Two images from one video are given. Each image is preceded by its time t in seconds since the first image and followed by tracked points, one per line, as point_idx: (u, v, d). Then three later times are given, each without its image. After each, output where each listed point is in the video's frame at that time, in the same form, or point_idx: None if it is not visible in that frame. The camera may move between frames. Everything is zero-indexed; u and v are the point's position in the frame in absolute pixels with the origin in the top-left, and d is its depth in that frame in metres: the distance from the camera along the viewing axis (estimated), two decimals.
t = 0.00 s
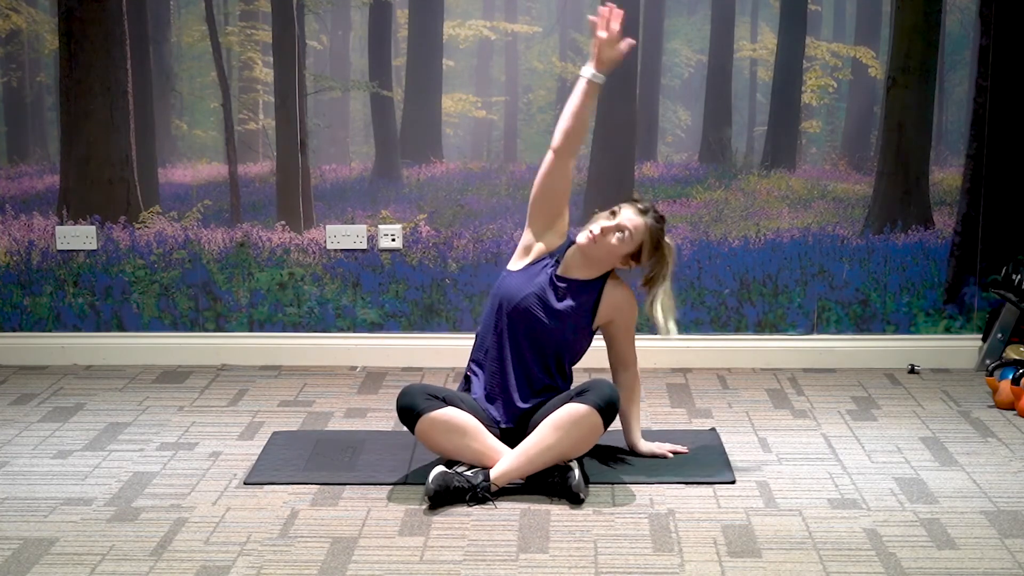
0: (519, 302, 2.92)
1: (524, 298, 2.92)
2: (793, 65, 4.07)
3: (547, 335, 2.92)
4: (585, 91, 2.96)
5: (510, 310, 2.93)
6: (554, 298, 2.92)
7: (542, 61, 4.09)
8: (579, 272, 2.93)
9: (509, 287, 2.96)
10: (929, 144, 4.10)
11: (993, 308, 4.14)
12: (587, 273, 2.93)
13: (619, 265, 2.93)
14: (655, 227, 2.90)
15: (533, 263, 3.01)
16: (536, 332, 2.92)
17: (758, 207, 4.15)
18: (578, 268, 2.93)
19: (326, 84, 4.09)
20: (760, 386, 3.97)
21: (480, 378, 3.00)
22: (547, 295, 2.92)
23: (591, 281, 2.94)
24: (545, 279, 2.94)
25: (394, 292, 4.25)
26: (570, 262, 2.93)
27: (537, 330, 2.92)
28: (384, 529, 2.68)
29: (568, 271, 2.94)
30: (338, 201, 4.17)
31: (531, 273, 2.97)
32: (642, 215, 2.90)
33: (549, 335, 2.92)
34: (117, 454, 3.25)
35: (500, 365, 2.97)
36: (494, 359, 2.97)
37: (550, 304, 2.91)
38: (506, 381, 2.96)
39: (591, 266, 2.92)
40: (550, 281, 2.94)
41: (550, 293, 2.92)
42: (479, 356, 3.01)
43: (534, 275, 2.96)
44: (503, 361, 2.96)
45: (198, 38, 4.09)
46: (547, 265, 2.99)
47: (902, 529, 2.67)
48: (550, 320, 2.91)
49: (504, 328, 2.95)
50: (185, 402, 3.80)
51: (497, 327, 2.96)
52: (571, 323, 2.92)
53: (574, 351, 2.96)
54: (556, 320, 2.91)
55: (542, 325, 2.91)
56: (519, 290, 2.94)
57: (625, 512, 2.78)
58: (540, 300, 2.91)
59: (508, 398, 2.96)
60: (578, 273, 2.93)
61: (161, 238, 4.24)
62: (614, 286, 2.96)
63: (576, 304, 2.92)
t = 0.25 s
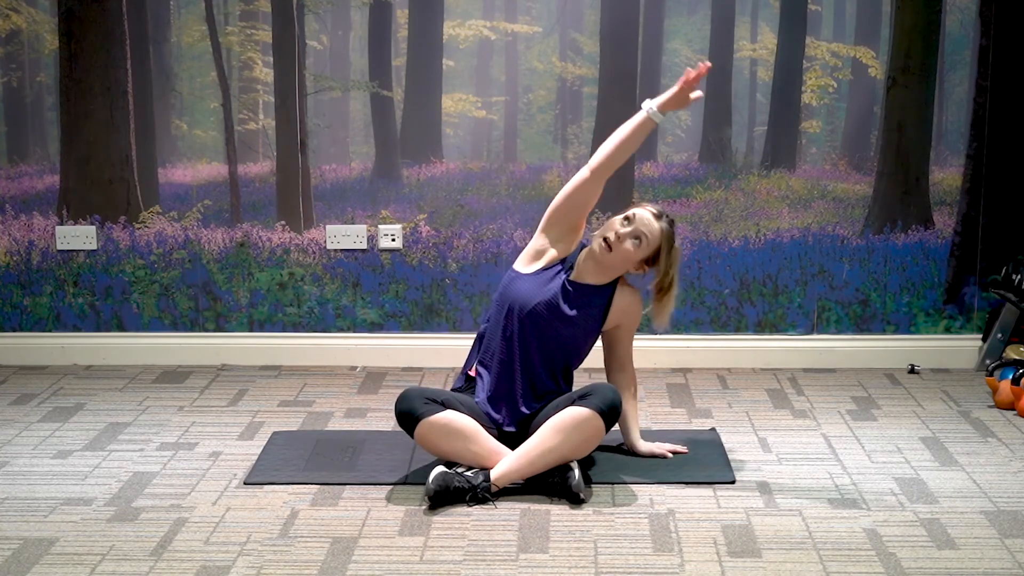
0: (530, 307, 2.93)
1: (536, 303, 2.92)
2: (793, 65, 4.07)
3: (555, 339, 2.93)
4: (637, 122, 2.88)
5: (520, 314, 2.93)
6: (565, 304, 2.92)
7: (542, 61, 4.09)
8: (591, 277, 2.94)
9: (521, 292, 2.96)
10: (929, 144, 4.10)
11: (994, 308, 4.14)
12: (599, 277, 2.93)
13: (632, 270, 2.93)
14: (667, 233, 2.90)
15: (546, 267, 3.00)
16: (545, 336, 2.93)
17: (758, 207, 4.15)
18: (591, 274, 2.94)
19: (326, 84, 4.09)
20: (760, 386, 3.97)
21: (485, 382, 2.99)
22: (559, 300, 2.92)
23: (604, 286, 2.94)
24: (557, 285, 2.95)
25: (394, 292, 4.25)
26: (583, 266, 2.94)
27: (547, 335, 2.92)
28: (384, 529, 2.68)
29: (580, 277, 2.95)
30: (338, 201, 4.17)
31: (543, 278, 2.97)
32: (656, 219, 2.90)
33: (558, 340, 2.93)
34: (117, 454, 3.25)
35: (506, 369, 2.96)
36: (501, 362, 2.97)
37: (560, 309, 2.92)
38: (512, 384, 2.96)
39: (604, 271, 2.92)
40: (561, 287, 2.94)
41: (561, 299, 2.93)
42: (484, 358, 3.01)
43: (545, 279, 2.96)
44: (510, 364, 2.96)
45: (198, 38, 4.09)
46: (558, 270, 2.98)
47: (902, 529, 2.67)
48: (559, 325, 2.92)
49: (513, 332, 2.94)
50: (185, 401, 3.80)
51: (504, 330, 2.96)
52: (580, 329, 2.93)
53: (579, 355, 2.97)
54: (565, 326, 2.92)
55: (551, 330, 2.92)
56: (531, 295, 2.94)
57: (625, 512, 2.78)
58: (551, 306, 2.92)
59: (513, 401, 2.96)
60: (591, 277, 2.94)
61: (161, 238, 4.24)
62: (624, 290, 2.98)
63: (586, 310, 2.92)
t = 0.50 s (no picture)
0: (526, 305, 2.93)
1: (532, 302, 2.93)
2: (793, 65, 4.07)
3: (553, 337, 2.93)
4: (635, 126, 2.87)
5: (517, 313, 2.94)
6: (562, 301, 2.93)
7: (542, 61, 4.09)
8: (586, 274, 2.94)
9: (516, 292, 2.96)
10: (929, 145, 4.10)
11: (993, 308, 4.14)
12: (595, 274, 2.94)
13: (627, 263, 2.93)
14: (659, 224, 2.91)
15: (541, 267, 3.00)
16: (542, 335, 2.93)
17: (758, 207, 4.15)
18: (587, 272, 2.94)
19: (326, 84, 4.09)
20: (760, 387, 3.97)
21: (484, 383, 2.99)
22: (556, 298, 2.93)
23: (599, 282, 2.95)
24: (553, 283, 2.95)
25: (394, 292, 4.25)
26: (578, 263, 2.94)
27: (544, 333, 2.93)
28: (384, 529, 2.68)
29: (575, 273, 2.95)
30: (338, 201, 4.17)
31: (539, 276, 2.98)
32: (646, 211, 2.90)
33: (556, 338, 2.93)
34: (118, 454, 3.25)
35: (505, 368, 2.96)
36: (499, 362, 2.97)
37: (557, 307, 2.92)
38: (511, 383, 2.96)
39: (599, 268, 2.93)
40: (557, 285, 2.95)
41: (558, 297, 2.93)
42: (483, 358, 3.01)
43: (541, 278, 2.97)
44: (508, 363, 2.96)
45: (198, 38, 4.09)
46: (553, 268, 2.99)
47: (902, 529, 2.67)
48: (556, 322, 2.92)
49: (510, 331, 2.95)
50: (185, 402, 3.80)
51: (502, 330, 2.96)
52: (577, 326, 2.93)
53: (577, 353, 2.97)
54: (562, 323, 2.92)
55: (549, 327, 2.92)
56: (528, 294, 2.95)
57: (625, 512, 2.78)
58: (547, 304, 2.92)
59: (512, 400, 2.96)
60: (587, 275, 2.94)
61: (161, 238, 4.24)
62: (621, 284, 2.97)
63: (584, 308, 2.93)
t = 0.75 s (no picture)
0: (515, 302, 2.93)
1: (520, 298, 2.93)
2: (793, 65, 4.07)
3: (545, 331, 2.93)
4: (597, 109, 2.86)
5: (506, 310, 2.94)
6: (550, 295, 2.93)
7: (542, 61, 4.09)
8: (569, 265, 2.96)
9: (504, 289, 2.97)
10: (929, 145, 4.10)
11: (993, 308, 4.14)
12: (578, 265, 2.96)
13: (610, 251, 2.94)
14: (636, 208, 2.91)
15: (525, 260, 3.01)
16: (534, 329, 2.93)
17: (758, 207, 4.15)
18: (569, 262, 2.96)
19: (326, 84, 4.09)
20: (760, 386, 3.97)
21: (479, 383, 3.00)
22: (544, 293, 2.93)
23: (584, 272, 2.96)
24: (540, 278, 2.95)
25: (394, 292, 4.25)
26: (561, 255, 2.97)
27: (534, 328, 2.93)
28: (384, 529, 2.68)
29: (560, 265, 2.97)
30: (338, 201, 4.17)
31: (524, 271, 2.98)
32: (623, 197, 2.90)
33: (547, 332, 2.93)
34: (117, 454, 3.25)
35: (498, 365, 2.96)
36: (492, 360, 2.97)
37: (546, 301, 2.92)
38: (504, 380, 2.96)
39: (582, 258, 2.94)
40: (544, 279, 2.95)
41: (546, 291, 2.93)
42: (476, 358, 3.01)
43: (526, 273, 2.97)
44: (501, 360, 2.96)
45: (198, 38, 4.09)
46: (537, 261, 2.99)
47: (902, 529, 2.67)
48: (547, 317, 2.92)
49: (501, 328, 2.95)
50: (185, 402, 3.80)
51: (493, 329, 2.96)
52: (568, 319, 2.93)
53: (570, 346, 2.97)
54: (553, 317, 2.92)
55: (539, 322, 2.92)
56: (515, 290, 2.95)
57: (625, 512, 2.78)
58: (536, 298, 2.92)
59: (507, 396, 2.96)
60: (570, 265, 2.96)
61: (161, 238, 4.24)
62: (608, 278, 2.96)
63: (571, 301, 2.93)
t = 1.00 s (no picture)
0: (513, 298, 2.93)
1: (518, 295, 2.93)
2: (793, 65, 4.07)
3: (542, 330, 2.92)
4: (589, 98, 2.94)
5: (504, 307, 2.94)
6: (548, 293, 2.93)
7: (542, 61, 4.09)
8: (566, 265, 2.96)
9: (503, 286, 2.98)
10: (929, 145, 4.10)
11: (994, 308, 4.14)
12: (576, 265, 2.96)
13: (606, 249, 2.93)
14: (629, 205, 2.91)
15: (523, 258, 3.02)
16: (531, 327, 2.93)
17: (758, 207, 4.15)
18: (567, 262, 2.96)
19: (326, 84, 4.09)
20: (760, 386, 3.97)
21: (478, 381, 3.00)
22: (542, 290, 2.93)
23: (581, 272, 2.96)
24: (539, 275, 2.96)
25: (394, 292, 4.25)
26: (559, 254, 2.98)
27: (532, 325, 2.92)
28: (384, 530, 2.68)
29: (557, 263, 2.98)
30: (338, 201, 4.17)
31: (523, 268, 2.99)
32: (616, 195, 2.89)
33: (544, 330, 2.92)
34: (117, 454, 3.25)
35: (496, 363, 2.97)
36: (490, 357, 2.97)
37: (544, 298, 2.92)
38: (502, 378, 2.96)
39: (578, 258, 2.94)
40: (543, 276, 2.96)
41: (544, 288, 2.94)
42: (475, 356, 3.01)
43: (526, 270, 2.98)
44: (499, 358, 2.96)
45: (198, 38, 4.09)
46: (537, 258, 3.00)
47: (902, 529, 2.67)
48: (545, 314, 2.92)
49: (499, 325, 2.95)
50: (185, 402, 3.80)
51: (492, 326, 2.97)
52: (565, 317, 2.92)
53: (569, 346, 2.95)
54: (550, 315, 2.92)
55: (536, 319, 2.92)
56: (513, 286, 2.96)
57: (625, 512, 2.78)
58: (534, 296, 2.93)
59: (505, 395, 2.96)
60: (567, 264, 2.96)
61: (161, 238, 4.24)
62: (605, 279, 2.96)
63: (569, 299, 2.93)
